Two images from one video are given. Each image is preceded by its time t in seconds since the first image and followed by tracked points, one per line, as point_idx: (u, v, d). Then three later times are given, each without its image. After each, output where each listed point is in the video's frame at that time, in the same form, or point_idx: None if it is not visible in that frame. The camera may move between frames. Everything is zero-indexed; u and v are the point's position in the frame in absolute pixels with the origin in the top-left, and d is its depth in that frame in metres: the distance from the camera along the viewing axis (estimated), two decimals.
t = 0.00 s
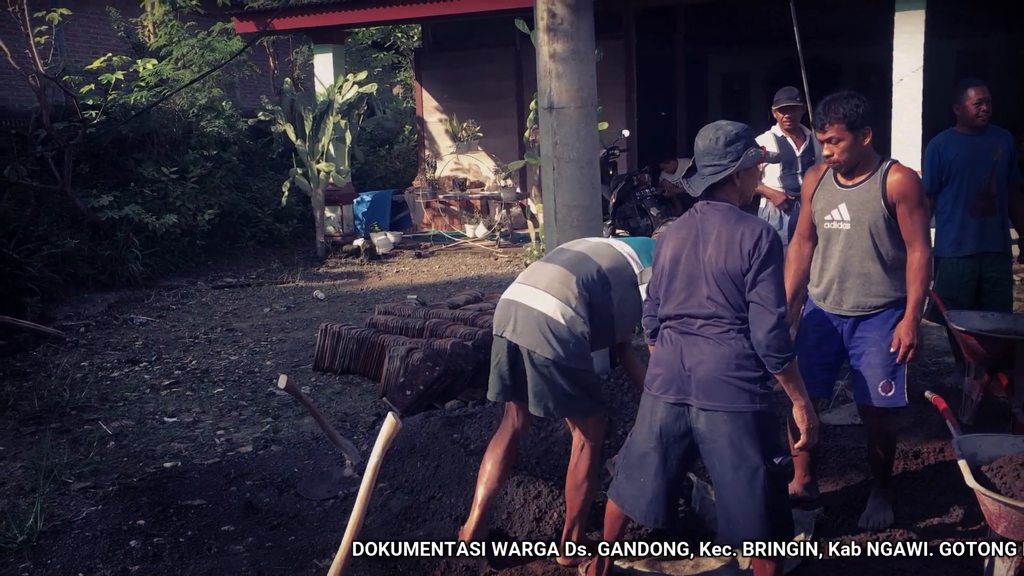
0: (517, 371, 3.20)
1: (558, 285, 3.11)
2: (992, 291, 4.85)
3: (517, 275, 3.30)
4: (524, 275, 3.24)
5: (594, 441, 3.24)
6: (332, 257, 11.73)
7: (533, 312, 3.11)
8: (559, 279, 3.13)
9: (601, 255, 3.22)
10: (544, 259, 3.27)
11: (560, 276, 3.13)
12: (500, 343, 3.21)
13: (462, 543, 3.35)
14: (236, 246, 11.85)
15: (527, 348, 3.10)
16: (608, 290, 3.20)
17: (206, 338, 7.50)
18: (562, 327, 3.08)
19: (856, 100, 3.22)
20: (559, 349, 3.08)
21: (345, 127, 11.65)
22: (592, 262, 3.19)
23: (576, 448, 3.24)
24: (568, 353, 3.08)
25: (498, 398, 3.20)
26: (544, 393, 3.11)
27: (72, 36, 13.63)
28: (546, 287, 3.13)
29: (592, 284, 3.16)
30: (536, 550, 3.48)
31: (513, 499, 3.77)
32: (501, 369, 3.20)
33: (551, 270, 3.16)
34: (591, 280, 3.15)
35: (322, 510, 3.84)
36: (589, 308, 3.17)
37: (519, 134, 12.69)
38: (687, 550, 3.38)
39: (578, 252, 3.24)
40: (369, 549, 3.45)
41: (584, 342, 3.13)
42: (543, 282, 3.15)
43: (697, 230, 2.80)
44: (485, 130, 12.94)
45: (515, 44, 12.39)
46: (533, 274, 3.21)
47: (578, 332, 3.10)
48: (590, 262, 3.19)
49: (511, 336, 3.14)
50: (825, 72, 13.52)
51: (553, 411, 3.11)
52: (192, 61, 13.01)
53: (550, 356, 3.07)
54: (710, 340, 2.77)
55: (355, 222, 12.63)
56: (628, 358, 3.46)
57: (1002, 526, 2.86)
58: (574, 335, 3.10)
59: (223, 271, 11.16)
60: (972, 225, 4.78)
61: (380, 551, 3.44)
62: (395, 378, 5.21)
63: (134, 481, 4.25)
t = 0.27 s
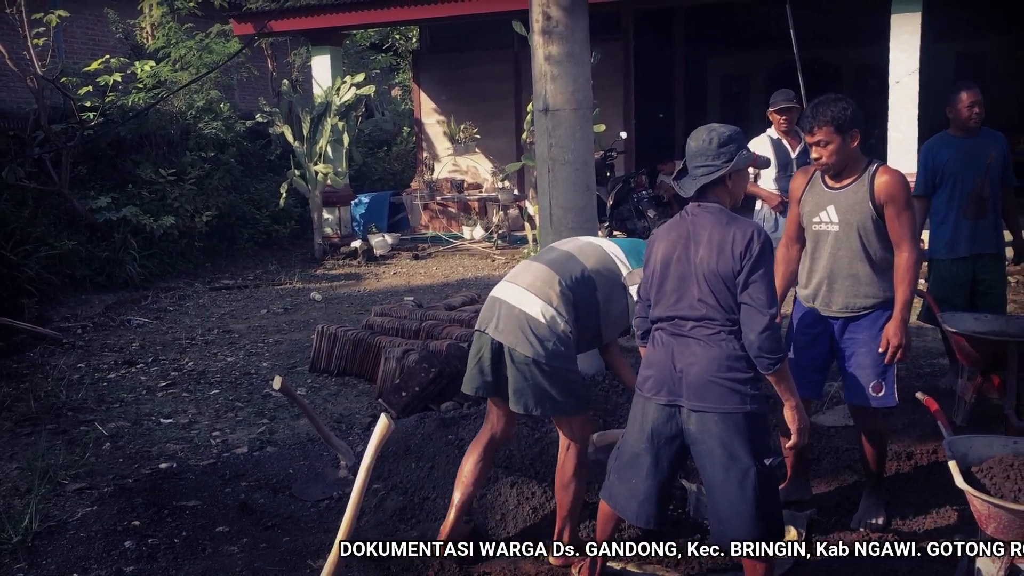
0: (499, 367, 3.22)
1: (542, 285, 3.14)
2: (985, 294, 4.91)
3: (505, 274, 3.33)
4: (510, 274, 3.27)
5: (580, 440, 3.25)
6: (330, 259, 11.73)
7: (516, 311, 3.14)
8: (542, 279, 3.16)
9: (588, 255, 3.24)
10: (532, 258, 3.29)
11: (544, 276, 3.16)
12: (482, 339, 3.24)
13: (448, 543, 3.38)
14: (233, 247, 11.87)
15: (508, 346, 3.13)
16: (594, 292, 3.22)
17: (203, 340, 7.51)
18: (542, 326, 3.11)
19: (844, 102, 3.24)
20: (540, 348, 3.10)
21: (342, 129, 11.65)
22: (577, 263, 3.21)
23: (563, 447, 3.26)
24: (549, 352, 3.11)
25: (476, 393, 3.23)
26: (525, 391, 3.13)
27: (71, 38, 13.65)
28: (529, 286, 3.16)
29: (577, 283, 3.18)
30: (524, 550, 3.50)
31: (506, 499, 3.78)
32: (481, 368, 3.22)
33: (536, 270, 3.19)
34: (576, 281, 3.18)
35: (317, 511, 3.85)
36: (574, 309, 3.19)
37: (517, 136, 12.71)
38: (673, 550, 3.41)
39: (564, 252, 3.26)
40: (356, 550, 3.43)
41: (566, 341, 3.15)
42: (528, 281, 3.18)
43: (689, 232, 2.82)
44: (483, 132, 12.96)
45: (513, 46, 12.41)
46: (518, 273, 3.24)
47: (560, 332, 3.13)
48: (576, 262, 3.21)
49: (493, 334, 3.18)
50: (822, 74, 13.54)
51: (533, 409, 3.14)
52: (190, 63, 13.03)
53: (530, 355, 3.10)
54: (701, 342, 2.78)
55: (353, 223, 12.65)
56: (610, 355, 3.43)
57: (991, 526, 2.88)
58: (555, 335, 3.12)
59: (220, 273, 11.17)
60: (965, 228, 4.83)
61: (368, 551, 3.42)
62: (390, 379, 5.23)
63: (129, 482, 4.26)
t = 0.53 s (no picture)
0: (486, 373, 3.24)
1: (524, 290, 3.14)
2: (975, 295, 4.94)
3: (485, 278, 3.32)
4: (491, 278, 3.26)
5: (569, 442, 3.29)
6: (323, 260, 11.73)
7: (500, 318, 3.15)
8: (523, 283, 3.16)
9: (566, 254, 3.24)
10: (511, 260, 3.29)
11: (524, 280, 3.16)
12: (467, 345, 3.24)
13: (436, 543, 3.44)
14: (227, 249, 11.86)
15: (495, 353, 3.14)
16: (575, 291, 3.23)
17: (196, 341, 7.51)
18: (527, 331, 3.12)
19: (828, 105, 3.27)
20: (525, 353, 3.11)
21: (336, 130, 11.64)
22: (557, 264, 3.21)
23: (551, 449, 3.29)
24: (536, 356, 3.12)
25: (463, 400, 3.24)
26: (512, 396, 3.15)
27: (64, 39, 13.62)
28: (511, 291, 3.16)
29: (558, 285, 3.19)
30: (512, 551, 3.52)
31: (497, 500, 3.80)
32: (468, 374, 3.23)
33: (516, 274, 3.19)
34: (557, 282, 3.18)
35: (308, 512, 3.86)
36: (556, 311, 3.20)
37: (511, 137, 12.73)
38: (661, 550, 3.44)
39: (542, 252, 3.26)
40: (346, 549, 3.50)
41: (551, 344, 3.16)
42: (509, 286, 3.18)
43: (679, 235, 2.84)
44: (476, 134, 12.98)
45: (507, 48, 12.45)
46: (499, 277, 3.23)
47: (545, 336, 3.14)
48: (555, 263, 3.21)
49: (478, 341, 3.18)
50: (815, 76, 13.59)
51: (524, 413, 3.16)
52: (183, 64, 13.02)
53: (516, 361, 3.11)
54: (691, 344, 2.80)
55: (346, 224, 12.65)
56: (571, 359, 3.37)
57: (978, 527, 2.91)
58: (540, 339, 3.13)
59: (214, 274, 11.15)
60: (955, 229, 4.87)
61: (357, 550, 3.50)
62: (382, 380, 5.24)
63: (121, 484, 4.26)
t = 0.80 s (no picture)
0: (469, 376, 3.25)
1: (514, 294, 3.15)
2: (959, 295, 4.99)
3: (470, 279, 3.31)
4: (477, 281, 3.26)
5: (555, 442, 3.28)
6: (312, 261, 11.70)
7: (489, 321, 3.15)
8: (511, 287, 3.17)
9: (553, 259, 3.26)
10: (496, 263, 3.29)
11: (513, 284, 3.17)
12: (452, 348, 3.24)
13: (424, 543, 3.45)
14: (216, 250, 11.82)
15: (483, 357, 3.15)
16: (560, 296, 3.26)
17: (184, 343, 7.49)
18: (517, 335, 3.13)
19: (804, 107, 3.30)
20: (514, 356, 3.13)
21: (325, 131, 11.62)
22: (544, 268, 3.23)
23: (538, 451, 3.29)
24: (525, 361, 3.14)
25: (444, 402, 3.25)
26: (500, 399, 3.17)
27: (53, 40, 13.56)
28: (500, 295, 3.17)
29: (547, 291, 3.21)
30: (500, 550, 3.53)
31: (484, 501, 3.82)
32: (451, 375, 3.23)
33: (504, 277, 3.20)
34: (544, 286, 3.20)
35: (295, 513, 3.86)
36: (543, 315, 3.22)
37: (500, 138, 12.76)
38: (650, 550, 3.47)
39: (530, 255, 3.27)
40: (334, 549, 3.51)
41: (539, 348, 3.19)
42: (497, 290, 3.18)
43: (666, 235, 2.86)
44: (466, 135, 12.99)
45: (497, 49, 12.46)
46: (486, 280, 3.24)
47: (533, 339, 3.16)
48: (543, 268, 3.23)
49: (466, 344, 3.18)
50: (803, 77, 13.65)
51: (512, 416, 3.18)
52: (172, 65, 12.98)
53: (504, 364, 3.12)
54: (678, 344, 2.82)
55: (336, 225, 12.63)
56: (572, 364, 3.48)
57: (960, 524, 2.95)
58: (529, 343, 3.15)
59: (202, 276, 11.12)
60: (940, 230, 4.91)
61: (344, 550, 3.51)
62: (370, 381, 5.24)
63: (107, 485, 4.25)
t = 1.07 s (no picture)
0: (461, 381, 3.26)
1: (508, 301, 3.16)
2: (939, 295, 5.04)
3: (462, 286, 3.32)
4: (471, 288, 3.27)
5: (545, 442, 3.30)
6: (296, 263, 11.65)
7: (482, 328, 3.16)
8: (506, 295, 3.18)
9: (547, 270, 3.29)
10: (489, 271, 3.30)
11: (507, 292, 3.18)
12: (445, 355, 3.25)
13: (407, 544, 3.44)
14: (198, 251, 11.75)
15: (477, 363, 3.15)
16: (552, 305, 3.28)
17: (165, 345, 7.44)
18: (510, 342, 3.14)
19: (765, 113, 3.32)
20: (507, 363, 3.14)
21: (308, 132, 11.57)
22: (539, 279, 3.25)
23: (529, 448, 3.30)
24: (518, 367, 3.15)
25: (438, 409, 3.28)
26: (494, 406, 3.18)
27: (33, 39, 13.44)
28: (494, 302, 3.18)
29: (540, 301, 3.23)
30: (485, 550, 3.54)
31: (467, 502, 3.83)
32: (444, 381, 3.26)
33: (498, 285, 3.21)
34: (537, 295, 3.22)
35: (277, 516, 3.86)
36: (535, 324, 3.24)
37: (484, 139, 12.77)
38: (637, 550, 3.51)
39: (524, 265, 3.29)
40: (320, 550, 3.55)
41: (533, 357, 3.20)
42: (491, 297, 3.19)
43: (649, 235, 2.88)
44: (450, 136, 12.99)
45: (481, 50, 12.46)
46: (480, 287, 3.25)
47: (525, 346, 3.17)
48: (537, 277, 3.25)
49: (459, 350, 3.18)
50: (785, 79, 13.73)
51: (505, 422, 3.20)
52: (154, 65, 12.89)
53: (497, 370, 3.13)
54: (661, 344, 2.84)
55: (319, 227, 12.59)
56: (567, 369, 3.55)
57: (938, 523, 2.99)
58: (522, 350, 3.16)
59: (185, 277, 11.05)
60: (918, 230, 4.96)
61: (330, 551, 3.55)
62: (353, 383, 5.23)
63: (87, 488, 4.22)
